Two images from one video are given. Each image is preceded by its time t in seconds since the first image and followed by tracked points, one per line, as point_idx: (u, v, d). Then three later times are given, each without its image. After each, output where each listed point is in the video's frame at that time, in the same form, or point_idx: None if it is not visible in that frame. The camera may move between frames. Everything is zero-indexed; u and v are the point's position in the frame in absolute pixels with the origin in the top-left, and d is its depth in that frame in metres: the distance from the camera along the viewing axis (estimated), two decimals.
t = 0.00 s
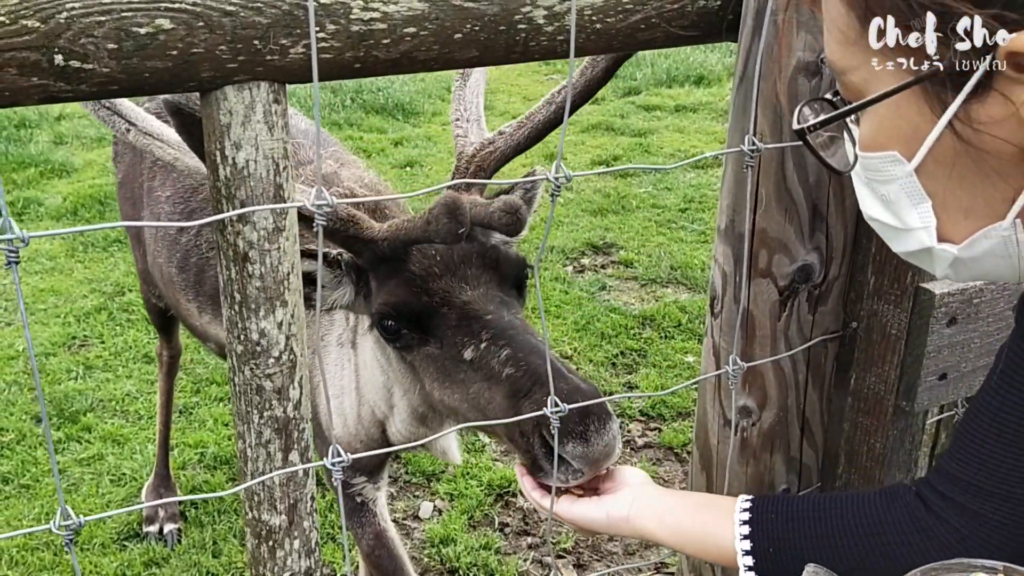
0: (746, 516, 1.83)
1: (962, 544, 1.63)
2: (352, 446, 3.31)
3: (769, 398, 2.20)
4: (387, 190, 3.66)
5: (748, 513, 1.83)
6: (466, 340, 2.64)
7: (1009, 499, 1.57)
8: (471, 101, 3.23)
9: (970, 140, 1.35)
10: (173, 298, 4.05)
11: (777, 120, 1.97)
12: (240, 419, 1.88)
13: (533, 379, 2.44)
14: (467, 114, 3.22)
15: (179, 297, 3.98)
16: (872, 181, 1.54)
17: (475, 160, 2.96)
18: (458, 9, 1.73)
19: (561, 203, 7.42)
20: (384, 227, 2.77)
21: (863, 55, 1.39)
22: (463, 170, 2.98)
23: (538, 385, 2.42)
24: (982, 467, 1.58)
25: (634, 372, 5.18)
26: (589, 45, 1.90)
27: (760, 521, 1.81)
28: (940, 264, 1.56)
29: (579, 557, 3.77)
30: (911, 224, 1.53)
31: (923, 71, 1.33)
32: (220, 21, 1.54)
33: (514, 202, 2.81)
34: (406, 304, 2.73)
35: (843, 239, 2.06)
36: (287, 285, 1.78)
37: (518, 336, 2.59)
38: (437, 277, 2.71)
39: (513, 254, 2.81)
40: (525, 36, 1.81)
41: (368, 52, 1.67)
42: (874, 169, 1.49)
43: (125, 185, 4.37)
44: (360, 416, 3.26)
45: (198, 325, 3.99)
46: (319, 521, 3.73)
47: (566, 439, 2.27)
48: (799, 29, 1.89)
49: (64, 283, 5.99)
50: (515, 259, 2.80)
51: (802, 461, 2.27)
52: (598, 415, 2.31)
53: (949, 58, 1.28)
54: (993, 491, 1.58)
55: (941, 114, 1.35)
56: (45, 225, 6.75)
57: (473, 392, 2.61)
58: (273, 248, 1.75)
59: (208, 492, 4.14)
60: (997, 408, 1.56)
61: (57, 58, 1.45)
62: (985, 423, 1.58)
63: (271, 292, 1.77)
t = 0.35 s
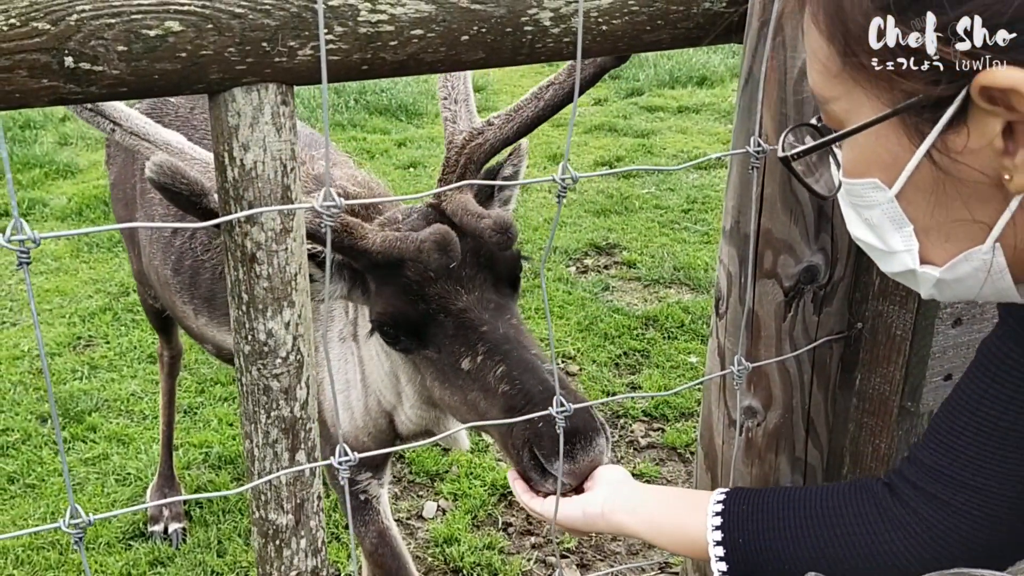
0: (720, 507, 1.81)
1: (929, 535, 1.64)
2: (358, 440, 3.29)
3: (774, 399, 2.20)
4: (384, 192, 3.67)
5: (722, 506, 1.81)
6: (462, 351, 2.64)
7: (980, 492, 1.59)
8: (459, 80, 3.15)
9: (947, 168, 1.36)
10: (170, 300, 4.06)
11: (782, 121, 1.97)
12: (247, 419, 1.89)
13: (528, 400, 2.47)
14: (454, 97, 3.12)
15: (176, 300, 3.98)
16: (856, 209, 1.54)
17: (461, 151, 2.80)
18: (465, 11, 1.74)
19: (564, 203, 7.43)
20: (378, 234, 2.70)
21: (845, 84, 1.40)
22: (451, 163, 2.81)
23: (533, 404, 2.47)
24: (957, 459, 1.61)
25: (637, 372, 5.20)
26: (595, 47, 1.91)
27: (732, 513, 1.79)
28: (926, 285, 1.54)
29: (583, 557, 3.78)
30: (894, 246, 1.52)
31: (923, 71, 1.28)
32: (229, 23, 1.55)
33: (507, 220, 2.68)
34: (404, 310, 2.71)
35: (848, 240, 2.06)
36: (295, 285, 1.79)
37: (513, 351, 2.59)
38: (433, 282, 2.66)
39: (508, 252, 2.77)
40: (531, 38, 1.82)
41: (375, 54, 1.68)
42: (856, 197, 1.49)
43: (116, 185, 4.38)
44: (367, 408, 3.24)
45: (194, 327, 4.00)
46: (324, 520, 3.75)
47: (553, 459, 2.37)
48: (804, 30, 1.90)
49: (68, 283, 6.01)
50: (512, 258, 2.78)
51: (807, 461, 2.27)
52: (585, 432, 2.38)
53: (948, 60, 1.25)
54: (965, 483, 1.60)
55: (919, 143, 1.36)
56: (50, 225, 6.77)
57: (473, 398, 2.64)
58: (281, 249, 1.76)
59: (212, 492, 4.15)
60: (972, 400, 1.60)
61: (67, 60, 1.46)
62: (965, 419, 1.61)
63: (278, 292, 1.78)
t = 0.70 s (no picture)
0: (716, 504, 1.80)
1: (923, 531, 1.60)
2: (370, 437, 3.26)
3: (784, 401, 2.20)
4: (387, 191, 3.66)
5: (717, 504, 1.80)
6: (459, 351, 2.60)
7: (977, 489, 1.56)
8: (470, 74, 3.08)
9: (959, 180, 1.34)
10: (172, 302, 4.05)
11: (794, 120, 1.96)
12: (254, 420, 1.88)
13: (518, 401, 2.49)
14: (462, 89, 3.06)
15: (178, 302, 3.98)
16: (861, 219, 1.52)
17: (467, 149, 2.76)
18: (474, 10, 1.73)
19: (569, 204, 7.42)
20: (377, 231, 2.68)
21: (854, 96, 1.38)
22: (455, 159, 2.77)
23: (523, 408, 2.48)
24: (955, 454, 1.58)
25: (642, 373, 5.18)
26: (604, 46, 1.90)
27: (727, 511, 1.77)
28: (935, 299, 1.54)
29: (588, 559, 3.76)
30: (904, 259, 1.51)
31: (923, 71, 1.28)
32: (237, 21, 1.54)
33: (499, 219, 2.70)
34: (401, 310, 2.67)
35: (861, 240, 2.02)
36: (302, 285, 1.78)
37: (506, 353, 2.55)
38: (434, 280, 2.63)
39: (512, 246, 2.71)
40: (541, 37, 1.81)
41: (384, 53, 1.67)
42: (864, 207, 1.48)
43: (113, 188, 4.35)
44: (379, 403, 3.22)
45: (198, 329, 4.00)
46: (330, 521, 3.74)
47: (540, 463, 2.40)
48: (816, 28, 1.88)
49: (74, 284, 6.01)
50: (515, 251, 2.71)
51: (817, 464, 2.26)
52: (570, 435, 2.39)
53: (949, 61, 1.24)
54: (963, 479, 1.57)
55: (929, 156, 1.34)
56: (55, 226, 6.77)
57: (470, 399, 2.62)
58: (289, 249, 1.75)
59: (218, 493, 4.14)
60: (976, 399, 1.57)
61: (75, 59, 1.46)
62: (967, 416, 1.58)
63: (286, 293, 1.77)
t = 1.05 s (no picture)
0: (723, 507, 1.79)
1: (935, 532, 1.58)
2: (377, 434, 3.23)
3: (789, 401, 2.18)
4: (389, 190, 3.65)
5: (725, 505, 1.78)
6: (447, 356, 2.57)
7: (990, 489, 1.53)
8: (477, 79, 3.02)
9: (976, 180, 1.35)
10: (175, 299, 4.04)
11: (799, 118, 1.94)
12: (253, 419, 1.86)
13: (498, 407, 2.45)
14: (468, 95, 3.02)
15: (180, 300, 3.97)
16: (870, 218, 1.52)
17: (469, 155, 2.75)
18: (475, 5, 1.71)
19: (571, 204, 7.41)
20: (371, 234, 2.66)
21: (868, 99, 1.38)
22: (457, 165, 2.78)
23: (505, 414, 2.44)
24: (967, 453, 1.55)
25: (644, 373, 5.17)
26: (607, 43, 1.88)
27: (735, 513, 1.76)
28: (945, 300, 1.55)
29: (589, 559, 3.75)
30: (916, 259, 1.51)
31: (923, 71, 1.30)
32: (235, 16, 1.53)
33: (486, 224, 2.61)
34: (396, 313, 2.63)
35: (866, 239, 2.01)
36: (302, 284, 1.77)
37: (490, 360, 2.52)
38: (429, 283, 2.60)
39: (505, 252, 2.65)
40: (543, 33, 1.79)
41: (384, 49, 1.65)
42: (876, 209, 1.49)
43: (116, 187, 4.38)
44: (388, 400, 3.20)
45: (200, 328, 3.98)
46: (331, 520, 3.72)
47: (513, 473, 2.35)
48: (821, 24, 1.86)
49: (76, 283, 5.99)
50: (510, 257, 2.65)
51: (822, 464, 2.24)
52: (546, 448, 2.32)
53: (949, 59, 1.26)
54: (975, 480, 1.54)
55: (947, 157, 1.35)
56: (57, 225, 6.76)
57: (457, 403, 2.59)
58: (288, 248, 1.73)
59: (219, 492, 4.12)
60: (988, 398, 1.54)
61: (71, 54, 1.45)
62: (978, 414, 1.55)
63: (285, 291, 1.75)
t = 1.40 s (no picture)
0: (727, 511, 1.75)
1: (944, 535, 1.55)
2: (375, 439, 3.21)
3: (794, 405, 2.15)
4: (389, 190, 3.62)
5: (729, 510, 1.75)
6: (444, 357, 2.53)
7: (1000, 489, 1.51)
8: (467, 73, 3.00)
9: (975, 187, 1.33)
10: (175, 300, 4.02)
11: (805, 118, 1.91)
12: (250, 424, 1.83)
13: (499, 409, 2.40)
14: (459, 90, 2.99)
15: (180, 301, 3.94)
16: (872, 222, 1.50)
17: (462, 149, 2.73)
18: (476, 3, 1.68)
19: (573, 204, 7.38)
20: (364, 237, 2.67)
21: (866, 108, 1.37)
22: (448, 160, 2.76)
23: (506, 415, 2.39)
24: (975, 453, 1.52)
25: (646, 374, 5.14)
26: (610, 41, 1.85)
27: (739, 517, 1.73)
28: (946, 304, 1.51)
29: (591, 561, 3.71)
30: (915, 265, 1.48)
31: (923, 72, 1.27)
32: (231, 15, 1.50)
33: (478, 221, 2.63)
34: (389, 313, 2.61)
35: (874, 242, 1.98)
36: (300, 287, 1.74)
37: (490, 358, 2.48)
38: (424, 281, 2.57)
39: (499, 246, 2.61)
40: (545, 31, 1.76)
41: (384, 48, 1.62)
42: (874, 216, 1.46)
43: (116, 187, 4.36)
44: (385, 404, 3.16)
45: (200, 329, 3.95)
46: (330, 523, 3.69)
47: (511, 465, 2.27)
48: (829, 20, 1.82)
49: (75, 283, 5.96)
50: (504, 252, 2.61)
51: (828, 469, 2.21)
52: (544, 442, 2.24)
53: (949, 60, 1.24)
54: (984, 479, 1.52)
55: (945, 166, 1.33)
56: (57, 225, 6.73)
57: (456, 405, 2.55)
58: (286, 250, 1.70)
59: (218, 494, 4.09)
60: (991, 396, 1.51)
61: (64, 53, 1.42)
62: (984, 412, 1.52)
63: (283, 294, 1.72)
